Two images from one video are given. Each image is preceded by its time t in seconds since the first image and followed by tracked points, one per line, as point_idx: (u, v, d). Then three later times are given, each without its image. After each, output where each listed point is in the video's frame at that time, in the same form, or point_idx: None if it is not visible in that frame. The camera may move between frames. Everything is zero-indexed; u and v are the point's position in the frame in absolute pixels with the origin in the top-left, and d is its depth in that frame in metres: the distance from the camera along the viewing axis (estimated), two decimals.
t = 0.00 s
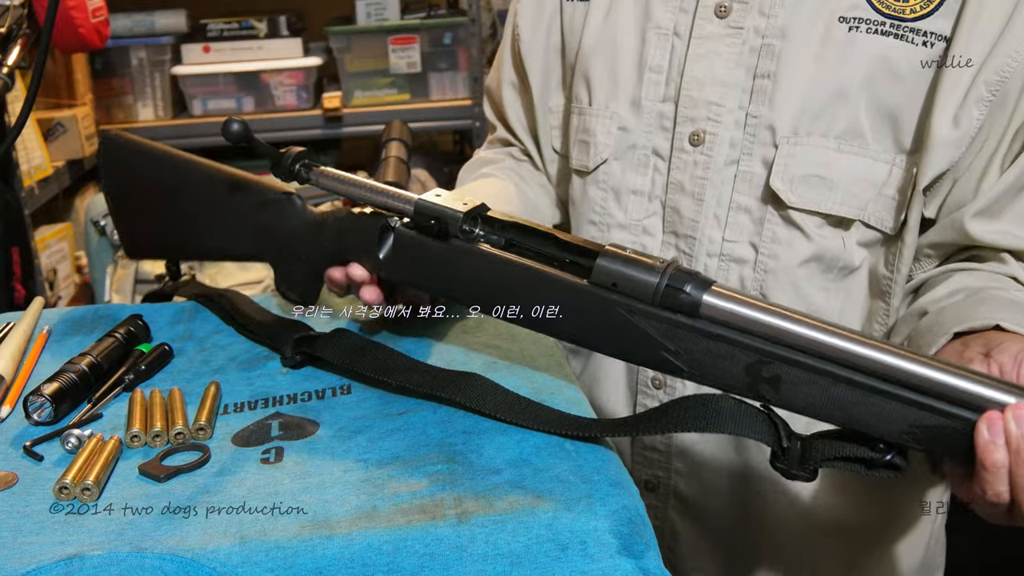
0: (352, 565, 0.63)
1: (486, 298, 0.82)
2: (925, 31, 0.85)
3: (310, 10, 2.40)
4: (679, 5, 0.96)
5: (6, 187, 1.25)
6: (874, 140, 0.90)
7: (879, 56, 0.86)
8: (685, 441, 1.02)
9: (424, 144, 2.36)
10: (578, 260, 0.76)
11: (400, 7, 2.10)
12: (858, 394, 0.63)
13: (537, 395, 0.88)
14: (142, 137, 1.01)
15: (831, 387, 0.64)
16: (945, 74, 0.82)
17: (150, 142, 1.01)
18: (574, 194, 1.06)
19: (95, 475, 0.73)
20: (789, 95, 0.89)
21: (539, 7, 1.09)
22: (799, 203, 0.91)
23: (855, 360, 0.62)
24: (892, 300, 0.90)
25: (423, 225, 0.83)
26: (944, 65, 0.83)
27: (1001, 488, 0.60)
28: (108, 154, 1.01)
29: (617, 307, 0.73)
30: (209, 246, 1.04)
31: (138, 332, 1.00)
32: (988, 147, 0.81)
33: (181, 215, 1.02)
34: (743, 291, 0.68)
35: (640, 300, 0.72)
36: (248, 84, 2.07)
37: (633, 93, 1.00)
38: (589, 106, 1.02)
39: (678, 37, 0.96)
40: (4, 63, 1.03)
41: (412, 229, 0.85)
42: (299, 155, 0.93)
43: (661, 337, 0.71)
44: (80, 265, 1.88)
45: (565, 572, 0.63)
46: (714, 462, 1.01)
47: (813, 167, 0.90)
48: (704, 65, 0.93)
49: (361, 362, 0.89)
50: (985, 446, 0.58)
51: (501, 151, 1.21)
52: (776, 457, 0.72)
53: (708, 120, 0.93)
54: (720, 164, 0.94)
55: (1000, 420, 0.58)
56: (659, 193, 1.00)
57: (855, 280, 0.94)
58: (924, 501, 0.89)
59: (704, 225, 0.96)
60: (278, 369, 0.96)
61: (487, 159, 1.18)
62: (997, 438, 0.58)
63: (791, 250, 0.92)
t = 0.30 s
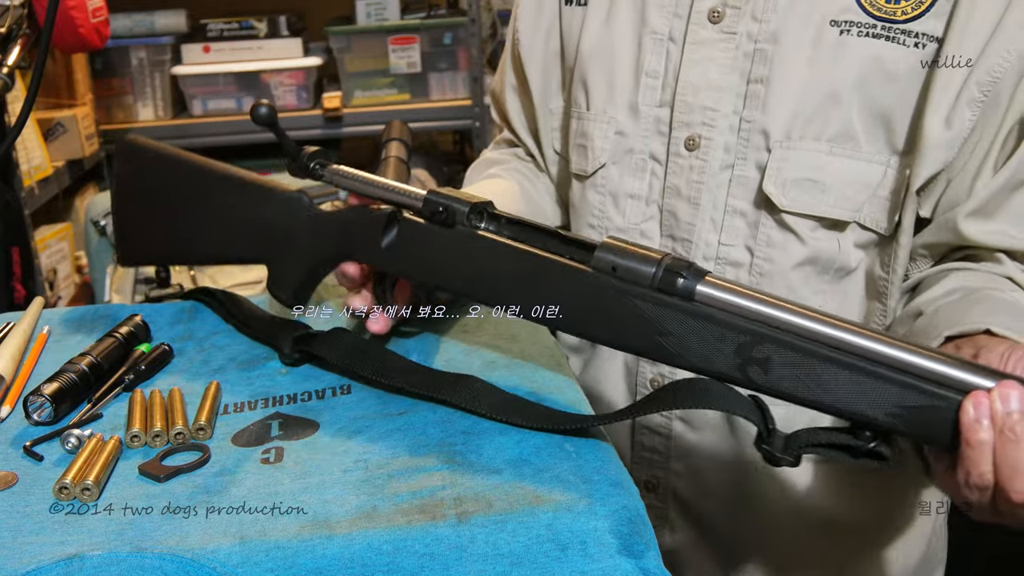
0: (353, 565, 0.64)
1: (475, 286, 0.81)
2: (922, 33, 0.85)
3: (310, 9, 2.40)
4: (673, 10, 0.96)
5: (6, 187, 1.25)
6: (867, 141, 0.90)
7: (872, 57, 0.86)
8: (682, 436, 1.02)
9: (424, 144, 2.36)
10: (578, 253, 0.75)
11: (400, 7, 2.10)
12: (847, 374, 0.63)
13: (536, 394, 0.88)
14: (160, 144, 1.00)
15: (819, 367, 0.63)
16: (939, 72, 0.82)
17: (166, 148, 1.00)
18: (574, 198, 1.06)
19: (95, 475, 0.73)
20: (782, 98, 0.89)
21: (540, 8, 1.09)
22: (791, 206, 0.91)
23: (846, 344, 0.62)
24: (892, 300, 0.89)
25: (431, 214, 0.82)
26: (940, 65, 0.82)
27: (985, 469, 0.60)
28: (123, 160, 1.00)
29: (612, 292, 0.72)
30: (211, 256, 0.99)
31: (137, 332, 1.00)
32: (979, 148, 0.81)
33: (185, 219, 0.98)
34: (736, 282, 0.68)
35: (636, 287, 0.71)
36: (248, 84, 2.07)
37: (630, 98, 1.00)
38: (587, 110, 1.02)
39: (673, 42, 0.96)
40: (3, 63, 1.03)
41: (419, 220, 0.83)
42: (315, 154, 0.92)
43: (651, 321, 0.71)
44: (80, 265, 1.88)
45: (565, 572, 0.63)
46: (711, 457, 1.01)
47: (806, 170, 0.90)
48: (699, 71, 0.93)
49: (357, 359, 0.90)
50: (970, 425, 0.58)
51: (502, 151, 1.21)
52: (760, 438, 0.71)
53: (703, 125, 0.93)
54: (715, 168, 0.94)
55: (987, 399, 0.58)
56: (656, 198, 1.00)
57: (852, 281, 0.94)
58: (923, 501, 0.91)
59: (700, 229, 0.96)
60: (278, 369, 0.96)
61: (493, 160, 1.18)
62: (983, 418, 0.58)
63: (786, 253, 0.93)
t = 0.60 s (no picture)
0: (352, 565, 0.63)
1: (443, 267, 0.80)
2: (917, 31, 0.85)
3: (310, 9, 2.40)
4: (669, 8, 0.96)
5: (6, 187, 1.25)
6: (859, 139, 0.89)
7: (862, 55, 0.86)
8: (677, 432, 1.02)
9: (424, 144, 2.36)
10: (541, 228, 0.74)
11: (400, 7, 2.10)
12: (804, 353, 0.62)
13: (536, 394, 0.88)
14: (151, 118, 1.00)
15: (775, 346, 0.63)
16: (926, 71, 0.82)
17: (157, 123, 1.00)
18: (570, 194, 1.06)
19: (95, 475, 0.73)
20: (774, 97, 0.89)
21: (539, 5, 1.09)
22: (782, 204, 0.90)
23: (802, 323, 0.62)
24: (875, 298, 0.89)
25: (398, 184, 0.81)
26: (927, 65, 0.82)
27: (938, 455, 0.59)
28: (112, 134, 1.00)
29: (574, 266, 0.72)
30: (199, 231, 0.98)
31: (138, 333, 1.00)
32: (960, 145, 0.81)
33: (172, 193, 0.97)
34: (697, 259, 0.68)
35: (596, 260, 0.71)
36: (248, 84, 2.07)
37: (627, 96, 1.00)
38: (584, 107, 1.02)
39: (670, 40, 0.96)
40: (4, 63, 1.03)
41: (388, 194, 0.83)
42: (292, 126, 0.91)
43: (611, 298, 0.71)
44: (80, 264, 1.88)
45: (565, 572, 0.63)
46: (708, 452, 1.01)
47: (797, 167, 0.89)
48: (694, 70, 0.93)
49: (350, 363, 0.91)
50: (928, 408, 0.58)
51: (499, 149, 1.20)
52: (709, 421, 0.68)
53: (697, 123, 0.93)
54: (708, 166, 0.94)
55: (946, 383, 0.57)
56: (652, 195, 1.00)
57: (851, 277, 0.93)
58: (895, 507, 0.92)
59: (694, 226, 0.95)
60: (277, 370, 0.96)
61: (481, 152, 1.19)
62: (940, 401, 0.57)
63: (776, 250, 0.92)
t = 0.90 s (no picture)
0: (353, 565, 0.64)
1: (404, 271, 0.80)
2: (917, 29, 0.84)
3: (310, 10, 2.40)
4: (670, 6, 0.96)
5: (5, 187, 1.25)
6: (856, 135, 0.89)
7: (861, 52, 0.85)
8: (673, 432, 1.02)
9: (424, 144, 2.36)
10: (493, 232, 0.74)
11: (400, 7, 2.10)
12: (742, 359, 0.62)
13: (538, 395, 0.88)
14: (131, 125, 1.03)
15: (714, 351, 0.63)
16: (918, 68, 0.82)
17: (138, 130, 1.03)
18: (570, 193, 1.06)
19: (95, 475, 0.73)
20: (774, 94, 0.89)
21: (539, 3, 1.10)
22: (781, 200, 0.90)
23: (738, 328, 0.61)
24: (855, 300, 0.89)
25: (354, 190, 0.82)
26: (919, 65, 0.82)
27: (871, 462, 0.59)
28: (93, 142, 1.02)
29: (522, 271, 0.71)
30: (184, 235, 1.02)
31: (137, 333, 1.00)
32: (948, 137, 0.80)
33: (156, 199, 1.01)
34: (641, 262, 0.67)
35: (542, 264, 0.70)
36: (248, 83, 2.07)
37: (629, 94, 1.00)
38: (584, 105, 1.02)
39: (671, 38, 0.96)
40: (3, 63, 1.03)
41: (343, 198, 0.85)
42: (258, 133, 0.96)
43: (554, 304, 0.70)
44: (80, 265, 1.88)
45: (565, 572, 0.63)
46: (705, 453, 1.01)
47: (796, 164, 0.89)
48: (694, 68, 0.93)
49: (352, 373, 0.91)
50: (861, 414, 0.58)
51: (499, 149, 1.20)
52: (652, 427, 0.70)
53: (698, 121, 0.93)
54: (709, 164, 0.94)
55: (880, 389, 0.57)
56: (653, 193, 1.00)
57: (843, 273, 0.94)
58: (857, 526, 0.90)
59: (694, 225, 0.95)
60: (277, 370, 0.96)
61: (473, 153, 1.20)
62: (874, 407, 0.58)
63: (776, 248, 0.91)
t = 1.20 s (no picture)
0: (353, 565, 0.64)
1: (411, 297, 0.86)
2: (917, 35, 0.84)
3: (310, 9, 2.40)
4: (668, 10, 0.96)
5: (5, 187, 1.25)
6: (855, 142, 0.89)
7: (859, 58, 0.85)
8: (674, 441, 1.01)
9: (424, 144, 2.37)
10: (492, 261, 0.78)
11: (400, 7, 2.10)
12: (720, 401, 0.66)
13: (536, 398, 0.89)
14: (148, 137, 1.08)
15: (693, 390, 0.67)
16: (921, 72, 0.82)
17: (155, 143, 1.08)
18: (570, 196, 1.07)
19: (95, 475, 0.73)
20: (773, 99, 0.88)
21: (538, 6, 1.09)
22: (779, 206, 0.90)
23: (718, 369, 0.65)
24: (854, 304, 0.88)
25: (360, 220, 0.88)
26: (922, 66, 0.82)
27: (838, 503, 0.63)
28: (110, 151, 1.07)
29: (518, 307, 0.76)
30: (194, 247, 1.07)
31: (138, 333, 1.00)
32: (949, 146, 0.80)
33: (169, 211, 1.06)
34: (633, 300, 0.70)
35: (537, 300, 0.74)
36: (248, 84, 2.07)
37: (626, 97, 1.00)
38: (583, 109, 1.02)
39: (669, 42, 0.96)
40: (4, 63, 1.03)
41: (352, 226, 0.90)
42: (267, 154, 0.99)
43: (551, 338, 0.75)
44: (80, 265, 1.88)
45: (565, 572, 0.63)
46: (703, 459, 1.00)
47: (794, 170, 0.89)
48: (692, 71, 0.93)
49: (340, 368, 0.91)
50: (828, 460, 0.61)
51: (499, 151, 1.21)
52: (638, 462, 0.73)
53: (696, 125, 0.93)
54: (707, 169, 0.94)
55: (845, 437, 0.60)
56: (651, 197, 1.00)
57: (842, 277, 0.94)
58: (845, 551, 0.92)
59: (692, 228, 0.96)
60: (277, 370, 0.96)
61: (489, 146, 1.23)
62: (840, 454, 0.60)
63: (774, 253, 0.91)
